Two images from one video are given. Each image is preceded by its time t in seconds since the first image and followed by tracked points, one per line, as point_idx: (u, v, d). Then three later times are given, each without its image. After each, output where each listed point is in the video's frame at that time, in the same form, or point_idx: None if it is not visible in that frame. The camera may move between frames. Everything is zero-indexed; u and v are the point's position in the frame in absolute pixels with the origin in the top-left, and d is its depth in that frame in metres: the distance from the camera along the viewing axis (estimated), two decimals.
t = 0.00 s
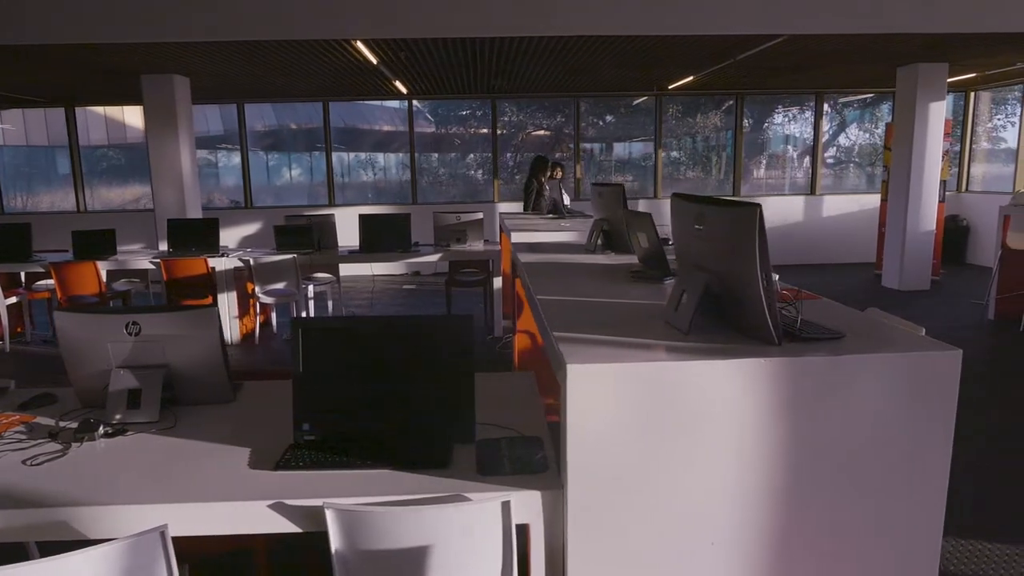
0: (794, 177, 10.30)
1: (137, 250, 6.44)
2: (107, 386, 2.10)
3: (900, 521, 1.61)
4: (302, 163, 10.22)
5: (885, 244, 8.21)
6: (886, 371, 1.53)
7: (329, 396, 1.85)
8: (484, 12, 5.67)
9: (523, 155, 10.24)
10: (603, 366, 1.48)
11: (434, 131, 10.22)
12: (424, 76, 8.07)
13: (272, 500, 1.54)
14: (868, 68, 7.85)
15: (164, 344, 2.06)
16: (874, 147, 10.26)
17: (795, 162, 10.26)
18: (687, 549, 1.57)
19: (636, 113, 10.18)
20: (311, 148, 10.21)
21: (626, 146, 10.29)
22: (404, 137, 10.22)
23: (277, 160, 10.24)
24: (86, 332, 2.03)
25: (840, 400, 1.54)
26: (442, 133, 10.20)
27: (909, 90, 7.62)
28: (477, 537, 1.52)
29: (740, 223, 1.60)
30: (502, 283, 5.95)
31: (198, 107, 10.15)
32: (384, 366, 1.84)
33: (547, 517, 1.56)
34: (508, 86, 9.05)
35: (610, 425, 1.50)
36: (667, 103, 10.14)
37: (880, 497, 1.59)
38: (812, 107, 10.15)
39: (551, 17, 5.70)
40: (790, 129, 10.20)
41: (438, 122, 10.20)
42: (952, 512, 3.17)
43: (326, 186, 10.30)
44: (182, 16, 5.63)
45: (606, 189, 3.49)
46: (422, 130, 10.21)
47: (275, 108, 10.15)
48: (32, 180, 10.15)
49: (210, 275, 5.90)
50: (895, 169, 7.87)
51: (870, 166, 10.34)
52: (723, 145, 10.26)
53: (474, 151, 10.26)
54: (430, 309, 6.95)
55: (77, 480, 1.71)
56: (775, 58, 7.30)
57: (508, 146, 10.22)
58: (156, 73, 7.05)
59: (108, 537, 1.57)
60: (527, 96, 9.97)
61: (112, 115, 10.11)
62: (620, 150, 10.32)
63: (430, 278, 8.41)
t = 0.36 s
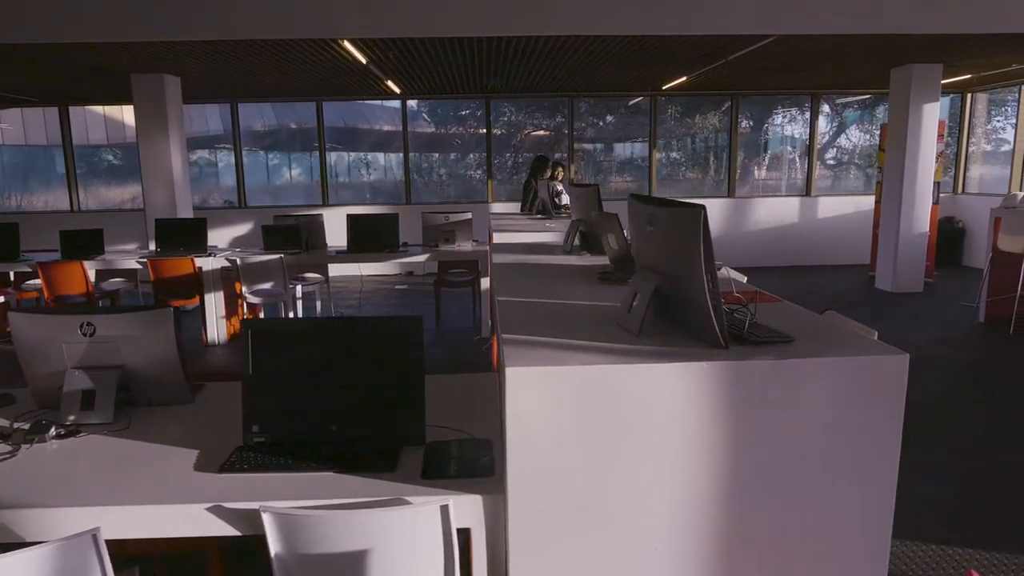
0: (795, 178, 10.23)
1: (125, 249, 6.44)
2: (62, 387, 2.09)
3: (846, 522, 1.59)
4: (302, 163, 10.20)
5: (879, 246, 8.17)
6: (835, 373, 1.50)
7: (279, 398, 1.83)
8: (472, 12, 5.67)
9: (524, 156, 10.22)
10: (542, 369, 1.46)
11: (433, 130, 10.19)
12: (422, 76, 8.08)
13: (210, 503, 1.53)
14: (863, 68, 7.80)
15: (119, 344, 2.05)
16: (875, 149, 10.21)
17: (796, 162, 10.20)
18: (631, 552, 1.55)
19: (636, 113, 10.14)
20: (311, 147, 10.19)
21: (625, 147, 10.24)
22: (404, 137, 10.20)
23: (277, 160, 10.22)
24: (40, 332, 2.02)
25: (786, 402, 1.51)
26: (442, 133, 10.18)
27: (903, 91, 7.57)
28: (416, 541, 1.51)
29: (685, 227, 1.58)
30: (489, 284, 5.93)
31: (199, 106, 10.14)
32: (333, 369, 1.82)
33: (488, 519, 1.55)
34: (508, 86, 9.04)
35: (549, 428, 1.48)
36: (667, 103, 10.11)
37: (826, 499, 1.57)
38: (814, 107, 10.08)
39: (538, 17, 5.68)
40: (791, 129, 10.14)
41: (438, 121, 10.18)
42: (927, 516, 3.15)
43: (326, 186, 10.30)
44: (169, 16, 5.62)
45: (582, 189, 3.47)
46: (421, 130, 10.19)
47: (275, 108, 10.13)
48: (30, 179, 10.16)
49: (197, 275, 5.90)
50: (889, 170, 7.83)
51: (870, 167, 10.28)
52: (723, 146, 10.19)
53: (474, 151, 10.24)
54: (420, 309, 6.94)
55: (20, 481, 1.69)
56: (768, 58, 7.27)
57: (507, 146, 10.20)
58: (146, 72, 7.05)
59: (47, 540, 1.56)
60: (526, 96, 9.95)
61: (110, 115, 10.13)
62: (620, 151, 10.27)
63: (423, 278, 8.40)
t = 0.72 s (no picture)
0: (792, 172, 10.19)
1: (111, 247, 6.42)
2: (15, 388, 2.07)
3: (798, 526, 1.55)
4: (300, 159, 10.16)
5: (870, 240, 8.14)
6: (781, 372, 1.47)
7: (229, 398, 1.81)
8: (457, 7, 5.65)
9: (520, 151, 10.20)
10: (479, 369, 1.44)
11: (430, 126, 10.16)
12: (415, 71, 8.05)
13: (148, 506, 1.51)
14: (853, 62, 7.76)
15: (71, 345, 2.03)
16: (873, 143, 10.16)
17: (792, 157, 10.15)
18: (577, 556, 1.53)
19: (632, 108, 10.10)
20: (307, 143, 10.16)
21: (620, 142, 10.19)
22: (400, 132, 10.17)
23: (274, 156, 10.18)
24: None
25: (731, 402, 1.48)
26: (439, 128, 10.15)
27: (893, 85, 7.53)
28: (355, 544, 1.48)
29: (631, 226, 1.56)
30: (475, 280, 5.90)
31: (194, 102, 10.11)
32: (282, 369, 1.80)
33: (431, 522, 1.53)
34: (503, 80, 9.00)
35: (488, 428, 1.46)
36: (663, 97, 10.07)
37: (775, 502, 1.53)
38: (812, 100, 10.03)
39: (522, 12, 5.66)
40: (788, 124, 10.10)
41: (433, 117, 10.14)
42: (901, 515, 3.13)
43: (322, 182, 10.27)
44: (150, 13, 5.59)
45: (557, 184, 3.44)
46: (417, 126, 10.16)
47: (271, 104, 10.07)
48: (25, 176, 10.13)
49: (182, 272, 5.88)
50: (880, 164, 7.80)
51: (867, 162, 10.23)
52: (720, 140, 10.14)
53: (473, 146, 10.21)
54: (408, 306, 6.92)
55: None
56: (758, 52, 7.24)
57: (503, 142, 10.16)
58: (131, 69, 7.03)
59: None
60: (522, 91, 9.92)
61: (106, 112, 10.10)
62: (617, 145, 10.21)
63: (414, 274, 8.37)
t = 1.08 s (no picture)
0: (792, 172, 10.13)
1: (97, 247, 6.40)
2: None
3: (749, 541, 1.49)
4: (302, 159, 10.14)
5: (863, 240, 8.09)
6: (726, 378, 1.42)
7: (174, 404, 1.78)
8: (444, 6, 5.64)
9: (519, 151, 10.16)
10: (415, 376, 1.40)
11: (428, 125, 10.13)
12: (411, 70, 8.01)
13: (81, 515, 1.48)
14: (846, 60, 7.72)
15: (22, 348, 1.99)
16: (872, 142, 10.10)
17: (790, 156, 10.09)
18: (520, 568, 1.49)
19: (631, 107, 10.03)
20: (304, 142, 10.12)
21: (618, 141, 10.13)
22: (398, 132, 10.14)
23: (274, 155, 10.16)
24: None
25: (675, 410, 1.43)
26: (437, 128, 10.11)
27: (885, 84, 7.49)
28: (291, 553, 1.45)
29: (576, 230, 1.52)
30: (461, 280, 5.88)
31: (188, 102, 10.08)
32: (227, 374, 1.76)
33: (371, 532, 1.49)
34: (501, 79, 8.96)
35: (425, 436, 1.42)
36: (660, 96, 10.00)
37: (725, 516, 1.48)
38: (812, 99, 9.97)
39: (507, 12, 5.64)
40: (786, 123, 10.04)
41: (430, 116, 10.10)
42: (877, 518, 3.10)
43: (319, 182, 10.24)
44: (135, 13, 5.58)
45: (531, 185, 3.40)
46: (414, 125, 10.13)
47: (269, 103, 10.03)
48: (22, 175, 10.11)
49: (167, 272, 5.84)
50: (872, 163, 7.76)
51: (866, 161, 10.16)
52: (718, 139, 10.07)
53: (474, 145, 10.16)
54: (396, 306, 6.89)
55: None
56: (752, 51, 7.20)
57: (501, 141, 10.12)
58: (120, 68, 7.00)
59: None
60: (519, 90, 9.87)
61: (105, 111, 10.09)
62: (615, 144, 10.14)
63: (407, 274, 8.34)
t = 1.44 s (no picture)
0: (787, 176, 10.09)
1: (79, 251, 6.35)
2: None
3: (693, 556, 1.45)
4: (302, 162, 10.13)
5: (853, 245, 8.06)
6: (665, 389, 1.38)
7: (113, 409, 1.73)
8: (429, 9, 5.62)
9: (516, 154, 10.13)
10: (345, 385, 1.36)
11: (422, 129, 10.10)
12: (404, 73, 7.99)
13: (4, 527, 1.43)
14: (834, 65, 7.71)
15: None
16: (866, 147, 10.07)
17: (785, 161, 10.06)
18: None
19: (626, 111, 9.99)
20: (298, 146, 10.09)
21: (612, 146, 10.09)
22: (388, 135, 10.10)
23: (271, 158, 10.13)
24: None
25: (613, 422, 1.39)
26: (432, 132, 10.08)
27: (874, 89, 7.48)
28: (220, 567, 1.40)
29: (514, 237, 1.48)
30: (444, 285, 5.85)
31: (178, 105, 10.04)
32: (167, 381, 1.71)
33: (302, 545, 1.44)
34: (495, 82, 8.93)
35: (354, 448, 1.38)
36: (654, 101, 9.98)
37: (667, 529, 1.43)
38: (806, 104, 9.96)
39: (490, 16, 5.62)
40: (780, 127, 10.02)
41: (424, 120, 10.07)
42: (850, 526, 3.06)
43: (312, 186, 10.21)
44: (116, 16, 5.55)
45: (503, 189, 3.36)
46: (408, 129, 10.10)
47: (265, 107, 10.01)
48: (14, 178, 10.07)
49: (149, 276, 5.81)
50: (861, 168, 7.74)
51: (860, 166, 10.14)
52: (712, 143, 10.03)
53: (469, 149, 10.14)
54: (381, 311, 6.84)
55: None
56: (743, 56, 7.19)
57: (496, 145, 10.09)
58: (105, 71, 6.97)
59: None
60: (513, 94, 9.85)
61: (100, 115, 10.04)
62: (610, 148, 10.11)
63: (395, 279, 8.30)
